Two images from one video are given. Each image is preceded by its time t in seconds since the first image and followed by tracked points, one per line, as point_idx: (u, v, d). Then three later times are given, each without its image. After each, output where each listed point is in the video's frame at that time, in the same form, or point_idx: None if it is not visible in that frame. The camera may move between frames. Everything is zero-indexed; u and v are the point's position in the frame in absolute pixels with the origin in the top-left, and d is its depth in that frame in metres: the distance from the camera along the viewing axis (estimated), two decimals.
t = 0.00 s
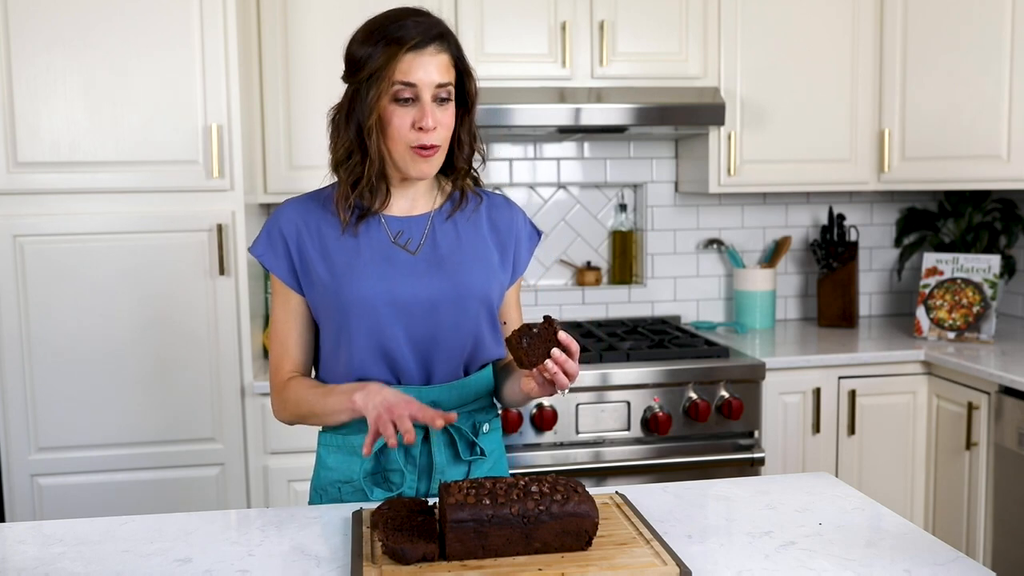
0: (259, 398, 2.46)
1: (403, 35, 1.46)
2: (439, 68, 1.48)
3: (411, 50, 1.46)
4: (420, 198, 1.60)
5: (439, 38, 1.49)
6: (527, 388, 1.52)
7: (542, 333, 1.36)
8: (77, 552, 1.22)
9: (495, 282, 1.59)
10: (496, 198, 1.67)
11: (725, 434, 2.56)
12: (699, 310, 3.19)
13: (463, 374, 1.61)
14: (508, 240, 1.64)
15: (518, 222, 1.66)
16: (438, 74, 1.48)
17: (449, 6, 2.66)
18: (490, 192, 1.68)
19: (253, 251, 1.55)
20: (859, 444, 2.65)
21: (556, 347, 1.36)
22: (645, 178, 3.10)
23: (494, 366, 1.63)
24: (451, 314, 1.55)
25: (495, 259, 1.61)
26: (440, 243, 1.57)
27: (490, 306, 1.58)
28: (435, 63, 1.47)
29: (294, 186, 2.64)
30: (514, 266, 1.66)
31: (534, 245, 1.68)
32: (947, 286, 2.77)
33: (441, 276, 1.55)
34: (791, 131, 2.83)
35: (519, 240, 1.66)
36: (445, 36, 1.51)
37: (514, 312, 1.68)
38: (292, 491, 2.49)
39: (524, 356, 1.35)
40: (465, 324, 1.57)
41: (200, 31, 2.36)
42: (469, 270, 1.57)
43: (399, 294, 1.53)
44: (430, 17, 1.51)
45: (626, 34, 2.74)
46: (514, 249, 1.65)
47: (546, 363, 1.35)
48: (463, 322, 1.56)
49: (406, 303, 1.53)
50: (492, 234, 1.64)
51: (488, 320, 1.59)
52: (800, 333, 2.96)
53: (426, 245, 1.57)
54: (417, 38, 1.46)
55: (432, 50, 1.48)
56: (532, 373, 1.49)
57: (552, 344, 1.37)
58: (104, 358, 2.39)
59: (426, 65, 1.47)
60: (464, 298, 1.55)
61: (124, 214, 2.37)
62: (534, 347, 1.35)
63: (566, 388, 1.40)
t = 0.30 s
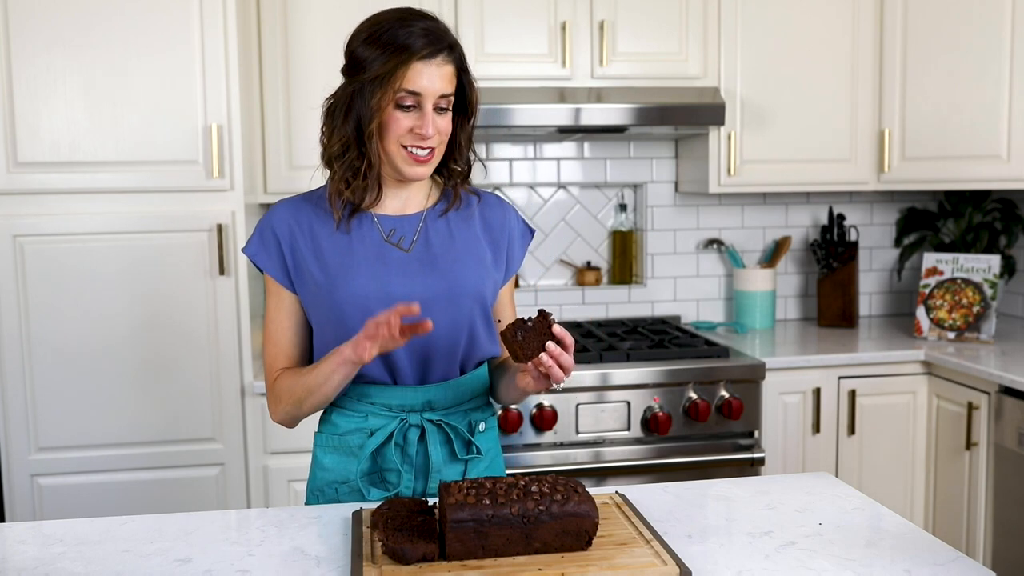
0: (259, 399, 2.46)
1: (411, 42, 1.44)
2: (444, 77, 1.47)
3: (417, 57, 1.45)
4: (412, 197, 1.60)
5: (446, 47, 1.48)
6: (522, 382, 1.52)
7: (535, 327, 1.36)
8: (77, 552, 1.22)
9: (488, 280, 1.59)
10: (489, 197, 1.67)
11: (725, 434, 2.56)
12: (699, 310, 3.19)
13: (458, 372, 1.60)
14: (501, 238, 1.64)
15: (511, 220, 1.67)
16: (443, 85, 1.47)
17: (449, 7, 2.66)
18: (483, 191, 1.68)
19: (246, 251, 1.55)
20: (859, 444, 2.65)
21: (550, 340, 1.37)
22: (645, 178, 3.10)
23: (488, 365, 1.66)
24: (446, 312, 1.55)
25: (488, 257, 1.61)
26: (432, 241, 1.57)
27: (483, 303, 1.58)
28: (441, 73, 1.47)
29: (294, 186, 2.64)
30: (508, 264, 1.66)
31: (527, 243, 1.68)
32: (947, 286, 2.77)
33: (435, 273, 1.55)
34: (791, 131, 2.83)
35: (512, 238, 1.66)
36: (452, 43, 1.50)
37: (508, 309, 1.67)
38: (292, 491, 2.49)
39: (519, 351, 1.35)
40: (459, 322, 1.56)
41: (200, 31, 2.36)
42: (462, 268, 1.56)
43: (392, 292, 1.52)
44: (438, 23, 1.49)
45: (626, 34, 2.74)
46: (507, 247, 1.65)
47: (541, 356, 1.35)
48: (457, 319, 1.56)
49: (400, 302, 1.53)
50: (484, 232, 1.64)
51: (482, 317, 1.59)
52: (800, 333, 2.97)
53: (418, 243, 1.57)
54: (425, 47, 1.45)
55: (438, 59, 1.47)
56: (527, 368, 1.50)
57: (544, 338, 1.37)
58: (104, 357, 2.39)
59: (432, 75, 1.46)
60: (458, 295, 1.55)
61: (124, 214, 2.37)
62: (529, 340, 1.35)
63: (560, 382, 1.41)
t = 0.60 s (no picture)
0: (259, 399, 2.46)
1: (411, 47, 1.44)
2: (445, 82, 1.47)
3: (418, 61, 1.44)
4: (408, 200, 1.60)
5: (447, 52, 1.48)
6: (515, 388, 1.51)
7: (530, 334, 1.36)
8: (77, 552, 1.22)
9: (483, 283, 1.60)
10: (483, 198, 1.68)
11: (725, 434, 2.56)
12: (699, 310, 3.19)
13: (453, 374, 1.61)
14: (495, 241, 1.65)
15: (505, 221, 1.67)
16: (442, 90, 1.47)
17: (449, 7, 2.66)
18: (477, 193, 1.68)
19: (240, 253, 1.54)
20: (859, 444, 2.65)
21: (545, 348, 1.36)
22: (645, 178, 3.10)
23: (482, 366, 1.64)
24: (441, 316, 1.56)
25: (482, 260, 1.61)
26: (427, 244, 1.57)
27: (478, 306, 1.59)
28: (441, 78, 1.46)
29: (293, 186, 2.64)
30: (502, 266, 1.66)
31: (522, 245, 1.69)
32: (947, 286, 2.77)
33: (430, 278, 1.55)
34: (791, 131, 2.83)
35: (506, 240, 1.67)
36: (454, 49, 1.49)
37: (501, 311, 1.68)
38: (292, 491, 2.49)
39: (513, 358, 1.35)
40: (454, 326, 1.57)
41: (200, 31, 2.36)
42: (457, 272, 1.57)
43: (388, 297, 1.53)
44: (440, 27, 1.49)
45: (626, 34, 2.74)
46: (501, 249, 1.66)
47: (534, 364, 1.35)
48: (452, 323, 1.57)
49: (396, 306, 1.53)
50: (479, 235, 1.64)
51: (477, 320, 1.60)
52: (800, 333, 2.96)
53: (414, 247, 1.57)
54: (427, 52, 1.44)
55: (439, 64, 1.46)
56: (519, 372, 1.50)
57: (539, 345, 1.37)
58: (104, 358, 2.39)
59: (432, 79, 1.45)
60: (453, 300, 1.56)
61: (124, 214, 2.37)
62: (523, 348, 1.35)
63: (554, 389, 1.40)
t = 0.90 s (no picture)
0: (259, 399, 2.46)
1: (414, 45, 1.44)
2: (446, 82, 1.47)
3: (420, 60, 1.44)
4: (405, 200, 1.60)
5: (450, 53, 1.47)
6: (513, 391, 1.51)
7: (530, 340, 1.37)
8: (77, 552, 1.22)
9: (480, 285, 1.61)
10: (480, 199, 1.68)
11: (725, 434, 2.56)
12: (699, 310, 3.19)
13: (450, 376, 1.61)
14: (493, 242, 1.65)
15: (502, 222, 1.68)
16: (443, 89, 1.46)
17: (449, 7, 2.66)
18: (474, 194, 1.69)
19: (238, 253, 1.53)
20: (859, 445, 2.65)
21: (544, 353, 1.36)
22: (645, 178, 3.10)
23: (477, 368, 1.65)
24: (440, 320, 1.56)
25: (480, 262, 1.62)
26: (426, 247, 1.57)
27: (475, 309, 1.60)
28: (443, 77, 1.46)
29: (293, 186, 2.64)
30: (500, 267, 1.67)
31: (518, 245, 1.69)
32: (947, 286, 2.77)
33: (429, 281, 1.56)
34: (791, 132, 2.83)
35: (503, 240, 1.67)
36: (456, 50, 1.49)
37: (498, 312, 1.69)
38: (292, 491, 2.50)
39: (512, 364, 1.36)
40: (452, 329, 1.58)
41: (200, 30, 2.36)
42: (456, 274, 1.57)
43: (387, 299, 1.53)
44: (444, 28, 1.48)
45: (626, 34, 2.74)
46: (499, 250, 1.66)
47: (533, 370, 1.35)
48: (450, 326, 1.57)
49: (394, 309, 1.54)
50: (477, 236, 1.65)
51: (474, 323, 1.61)
52: (800, 333, 2.96)
53: (412, 250, 1.57)
54: (429, 51, 1.44)
55: (441, 63, 1.46)
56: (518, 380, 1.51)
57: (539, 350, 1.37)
58: (103, 358, 2.39)
59: (434, 78, 1.45)
60: (451, 303, 1.56)
61: (125, 214, 2.37)
62: (522, 354, 1.36)
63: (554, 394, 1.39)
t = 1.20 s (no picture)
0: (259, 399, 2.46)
1: (384, 27, 1.52)
2: (419, 57, 1.51)
3: (388, 40, 1.51)
4: (410, 201, 1.60)
5: (420, 31, 1.53)
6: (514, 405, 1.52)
7: (535, 357, 1.37)
8: (77, 552, 1.22)
9: (485, 290, 1.60)
10: (487, 202, 1.67)
11: (725, 434, 2.56)
12: (698, 310, 3.19)
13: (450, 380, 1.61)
14: (499, 246, 1.65)
15: (510, 226, 1.67)
16: (418, 63, 1.51)
17: (448, 7, 2.66)
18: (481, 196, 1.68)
19: (242, 246, 1.53)
20: (859, 445, 2.64)
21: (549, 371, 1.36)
22: (645, 178, 3.10)
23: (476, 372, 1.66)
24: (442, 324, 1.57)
25: (485, 266, 1.62)
26: (432, 251, 1.57)
27: (479, 314, 1.60)
28: (414, 52, 1.51)
29: (292, 186, 2.64)
30: (505, 272, 1.66)
31: (525, 250, 1.68)
32: (947, 286, 2.77)
33: (432, 283, 1.56)
34: (791, 132, 2.83)
35: (510, 245, 1.66)
36: (428, 31, 1.55)
37: (500, 316, 1.68)
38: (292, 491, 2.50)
39: (518, 382, 1.36)
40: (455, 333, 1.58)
41: (200, 30, 2.36)
42: (460, 279, 1.57)
43: (390, 301, 1.53)
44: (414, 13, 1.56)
45: (626, 34, 2.74)
46: (505, 254, 1.66)
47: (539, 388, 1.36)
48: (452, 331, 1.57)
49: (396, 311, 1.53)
50: (483, 240, 1.64)
51: (477, 327, 1.61)
52: (800, 333, 2.96)
53: (417, 251, 1.57)
54: (399, 30, 1.51)
55: (411, 41, 1.52)
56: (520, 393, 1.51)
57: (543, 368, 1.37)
58: (103, 357, 2.39)
59: (405, 54, 1.50)
60: (454, 307, 1.57)
61: (125, 214, 2.37)
62: (528, 372, 1.36)
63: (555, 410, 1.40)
